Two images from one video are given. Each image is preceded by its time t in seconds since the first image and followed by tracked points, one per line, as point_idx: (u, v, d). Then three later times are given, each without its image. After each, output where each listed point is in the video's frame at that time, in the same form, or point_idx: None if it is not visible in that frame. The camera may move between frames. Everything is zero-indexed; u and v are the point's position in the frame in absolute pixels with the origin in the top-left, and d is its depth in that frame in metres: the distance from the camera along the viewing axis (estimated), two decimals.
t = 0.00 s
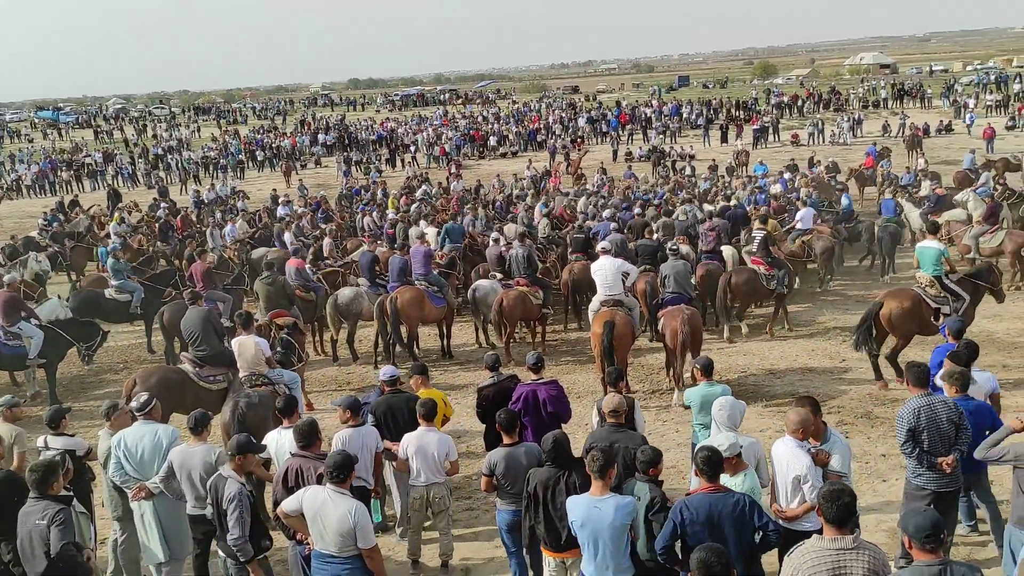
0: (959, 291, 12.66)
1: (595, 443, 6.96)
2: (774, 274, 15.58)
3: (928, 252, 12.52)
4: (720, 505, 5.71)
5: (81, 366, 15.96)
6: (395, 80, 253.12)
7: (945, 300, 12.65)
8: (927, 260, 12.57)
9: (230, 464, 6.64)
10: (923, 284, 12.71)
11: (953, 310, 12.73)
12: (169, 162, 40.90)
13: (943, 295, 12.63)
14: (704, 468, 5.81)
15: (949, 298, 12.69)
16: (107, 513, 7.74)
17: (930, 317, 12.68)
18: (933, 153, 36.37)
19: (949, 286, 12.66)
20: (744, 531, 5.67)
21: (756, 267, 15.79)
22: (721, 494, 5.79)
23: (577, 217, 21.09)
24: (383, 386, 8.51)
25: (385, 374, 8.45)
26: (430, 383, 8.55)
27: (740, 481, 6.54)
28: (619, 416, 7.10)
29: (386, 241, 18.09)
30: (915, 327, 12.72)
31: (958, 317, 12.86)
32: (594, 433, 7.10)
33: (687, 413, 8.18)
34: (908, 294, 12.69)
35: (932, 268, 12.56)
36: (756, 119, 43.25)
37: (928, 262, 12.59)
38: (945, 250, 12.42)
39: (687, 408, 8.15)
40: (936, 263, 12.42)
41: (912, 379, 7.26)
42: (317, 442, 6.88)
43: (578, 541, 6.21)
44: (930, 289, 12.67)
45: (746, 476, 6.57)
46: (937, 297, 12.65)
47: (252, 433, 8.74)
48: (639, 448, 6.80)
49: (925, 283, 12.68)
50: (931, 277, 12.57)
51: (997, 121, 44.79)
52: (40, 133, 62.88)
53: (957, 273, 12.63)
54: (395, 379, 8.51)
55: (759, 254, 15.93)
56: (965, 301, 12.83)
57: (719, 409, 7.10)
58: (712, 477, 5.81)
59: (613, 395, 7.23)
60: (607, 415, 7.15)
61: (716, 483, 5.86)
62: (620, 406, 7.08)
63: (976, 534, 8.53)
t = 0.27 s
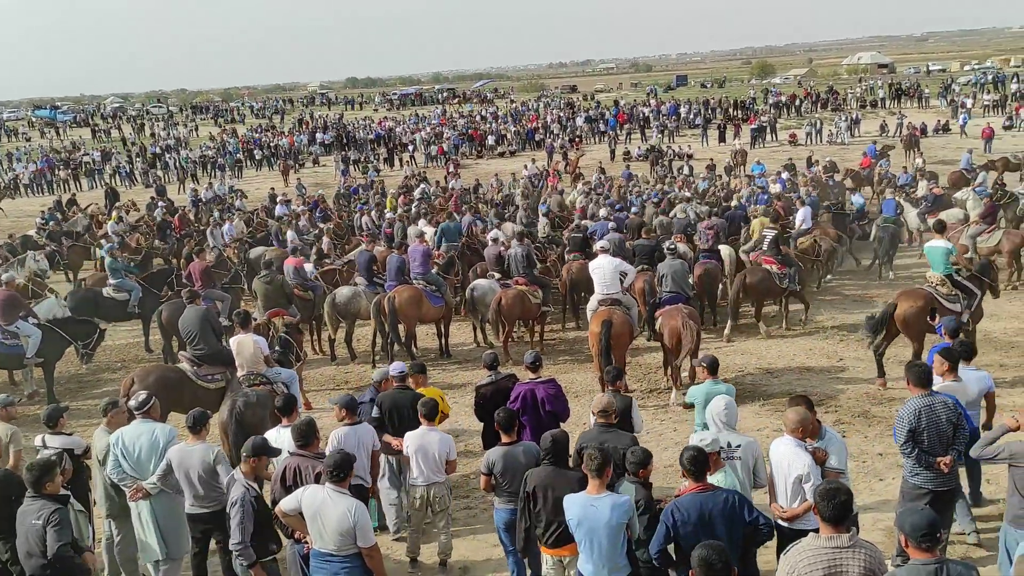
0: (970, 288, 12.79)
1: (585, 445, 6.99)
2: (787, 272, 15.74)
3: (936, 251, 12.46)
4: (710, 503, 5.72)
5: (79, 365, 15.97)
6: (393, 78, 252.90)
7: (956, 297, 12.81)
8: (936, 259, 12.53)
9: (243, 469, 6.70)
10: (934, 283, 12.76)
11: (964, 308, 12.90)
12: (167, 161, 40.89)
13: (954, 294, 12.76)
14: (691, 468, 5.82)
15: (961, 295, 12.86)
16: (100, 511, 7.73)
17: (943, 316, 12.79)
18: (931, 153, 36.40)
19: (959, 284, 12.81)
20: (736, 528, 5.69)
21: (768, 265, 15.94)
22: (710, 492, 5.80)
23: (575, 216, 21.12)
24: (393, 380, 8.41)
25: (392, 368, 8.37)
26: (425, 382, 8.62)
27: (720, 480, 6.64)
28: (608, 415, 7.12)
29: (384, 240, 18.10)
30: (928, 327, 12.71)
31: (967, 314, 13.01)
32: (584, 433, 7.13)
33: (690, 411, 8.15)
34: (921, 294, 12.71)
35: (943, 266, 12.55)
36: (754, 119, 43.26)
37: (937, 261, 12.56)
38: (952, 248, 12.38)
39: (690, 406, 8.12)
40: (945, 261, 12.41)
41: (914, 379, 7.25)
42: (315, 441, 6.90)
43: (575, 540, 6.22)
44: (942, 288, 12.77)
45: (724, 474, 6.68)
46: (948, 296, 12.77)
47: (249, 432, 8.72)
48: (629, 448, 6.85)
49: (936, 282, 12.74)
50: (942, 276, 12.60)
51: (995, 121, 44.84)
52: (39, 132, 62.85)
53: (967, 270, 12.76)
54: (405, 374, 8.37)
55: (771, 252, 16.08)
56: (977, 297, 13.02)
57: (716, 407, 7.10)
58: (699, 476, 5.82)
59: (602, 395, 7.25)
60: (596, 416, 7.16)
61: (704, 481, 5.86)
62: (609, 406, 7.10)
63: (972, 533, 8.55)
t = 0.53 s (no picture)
0: (974, 287, 13.13)
1: (579, 445, 7.00)
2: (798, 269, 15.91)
3: (943, 250, 12.99)
4: (698, 503, 5.74)
5: (75, 364, 15.95)
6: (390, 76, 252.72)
7: (963, 296, 13.07)
8: (943, 258, 13.02)
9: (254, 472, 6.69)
10: (942, 282, 13.00)
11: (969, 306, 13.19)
12: (163, 161, 40.84)
13: (960, 292, 13.02)
14: (678, 469, 5.84)
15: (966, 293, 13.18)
16: (96, 510, 7.70)
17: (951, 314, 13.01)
18: (928, 153, 36.46)
19: (965, 283, 13.14)
20: (725, 527, 5.70)
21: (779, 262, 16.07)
22: (698, 491, 5.81)
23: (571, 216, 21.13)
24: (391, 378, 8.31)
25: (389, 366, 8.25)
26: (425, 380, 8.74)
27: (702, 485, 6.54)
28: (602, 415, 7.14)
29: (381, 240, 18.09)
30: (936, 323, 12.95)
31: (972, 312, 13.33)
32: (578, 433, 7.14)
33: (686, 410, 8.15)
34: (930, 291, 12.92)
35: (950, 266, 13.01)
36: (751, 118, 43.30)
37: (945, 261, 13.04)
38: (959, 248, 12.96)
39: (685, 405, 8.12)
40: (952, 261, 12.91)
41: (910, 381, 7.25)
42: (310, 441, 6.90)
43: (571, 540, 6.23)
44: (949, 287, 13.00)
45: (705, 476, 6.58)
46: (956, 295, 13.00)
47: (245, 432, 8.72)
48: (624, 448, 6.87)
49: (943, 281, 13.01)
50: (950, 274, 12.97)
51: (991, 121, 44.93)
52: (34, 132, 62.73)
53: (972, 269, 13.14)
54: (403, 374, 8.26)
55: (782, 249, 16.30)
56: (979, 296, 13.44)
57: (711, 407, 7.06)
58: (687, 476, 5.83)
59: (596, 395, 7.27)
60: (590, 415, 7.17)
61: (692, 481, 5.88)
62: (603, 406, 7.11)
63: (966, 533, 8.57)
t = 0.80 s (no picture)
0: (966, 283, 13.49)
1: (569, 443, 7.02)
2: (794, 266, 16.06)
3: (939, 247, 13.22)
4: (696, 502, 5.75)
5: (62, 364, 15.87)
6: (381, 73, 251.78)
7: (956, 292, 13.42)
8: (939, 255, 13.25)
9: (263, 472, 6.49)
10: (936, 279, 13.33)
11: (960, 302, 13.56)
12: (151, 159, 40.64)
13: (953, 289, 13.34)
14: (683, 466, 5.86)
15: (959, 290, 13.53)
16: (84, 510, 7.68)
17: (945, 310, 13.31)
18: (916, 152, 36.64)
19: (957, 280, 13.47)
20: (723, 527, 5.70)
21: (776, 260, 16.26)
22: (699, 491, 5.82)
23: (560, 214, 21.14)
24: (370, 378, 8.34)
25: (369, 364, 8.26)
26: (418, 376, 8.77)
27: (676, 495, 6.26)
28: (591, 414, 7.14)
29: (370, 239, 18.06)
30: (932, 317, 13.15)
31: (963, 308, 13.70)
32: (567, 432, 7.15)
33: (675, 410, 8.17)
34: (926, 287, 13.18)
35: (945, 262, 13.26)
36: (741, 117, 43.43)
37: (940, 257, 13.28)
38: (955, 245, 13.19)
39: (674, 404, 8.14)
40: (948, 257, 13.16)
41: (901, 379, 7.28)
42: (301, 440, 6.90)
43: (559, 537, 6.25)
44: (943, 283, 13.32)
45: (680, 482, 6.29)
46: (949, 291, 13.34)
47: (235, 432, 8.69)
48: (612, 447, 6.89)
49: (938, 277, 13.33)
50: (944, 271, 13.27)
51: (978, 120, 45.23)
52: (21, 129, 62.31)
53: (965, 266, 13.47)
54: (382, 372, 8.31)
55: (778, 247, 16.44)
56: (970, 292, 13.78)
57: (700, 406, 7.08)
58: (690, 475, 5.85)
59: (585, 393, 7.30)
60: (579, 414, 7.19)
61: (694, 481, 5.89)
62: (591, 404, 7.13)
63: (953, 530, 8.62)
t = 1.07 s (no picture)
0: (951, 281, 13.58)
1: (555, 441, 7.01)
2: (784, 263, 16.15)
3: (924, 245, 13.46)
4: (709, 499, 5.73)
5: (45, 362, 15.77)
6: (367, 72, 251.11)
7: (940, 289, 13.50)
8: (923, 252, 13.49)
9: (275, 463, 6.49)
10: (919, 275, 13.45)
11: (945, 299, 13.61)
12: (136, 156, 40.41)
13: (937, 285, 13.42)
14: (700, 462, 5.86)
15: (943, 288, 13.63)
16: (65, 509, 7.67)
17: (930, 306, 13.34)
18: (900, 151, 36.89)
19: (941, 278, 13.54)
20: (734, 527, 5.65)
21: (766, 256, 16.33)
22: (714, 489, 5.81)
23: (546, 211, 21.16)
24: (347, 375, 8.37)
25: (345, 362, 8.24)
26: (407, 370, 8.78)
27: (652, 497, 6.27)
28: (576, 411, 7.13)
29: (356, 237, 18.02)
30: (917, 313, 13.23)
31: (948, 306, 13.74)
32: (554, 429, 7.13)
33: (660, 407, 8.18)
34: (909, 282, 13.27)
35: (929, 260, 13.44)
36: (727, 115, 43.59)
37: (925, 255, 13.50)
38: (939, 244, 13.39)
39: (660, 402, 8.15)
40: (931, 255, 13.37)
41: (888, 375, 7.30)
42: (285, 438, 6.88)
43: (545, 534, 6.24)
44: (926, 280, 13.42)
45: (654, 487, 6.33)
46: (933, 287, 13.39)
47: (218, 430, 8.69)
48: (597, 445, 6.88)
49: (921, 274, 13.46)
50: (928, 268, 13.42)
51: (961, 119, 45.61)
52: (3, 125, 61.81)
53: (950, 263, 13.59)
54: (358, 369, 8.35)
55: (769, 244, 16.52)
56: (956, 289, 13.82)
57: (685, 404, 7.08)
58: (707, 472, 5.85)
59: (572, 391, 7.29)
60: (565, 411, 7.17)
61: (711, 478, 5.89)
62: (577, 402, 7.12)
63: (936, 526, 8.67)
